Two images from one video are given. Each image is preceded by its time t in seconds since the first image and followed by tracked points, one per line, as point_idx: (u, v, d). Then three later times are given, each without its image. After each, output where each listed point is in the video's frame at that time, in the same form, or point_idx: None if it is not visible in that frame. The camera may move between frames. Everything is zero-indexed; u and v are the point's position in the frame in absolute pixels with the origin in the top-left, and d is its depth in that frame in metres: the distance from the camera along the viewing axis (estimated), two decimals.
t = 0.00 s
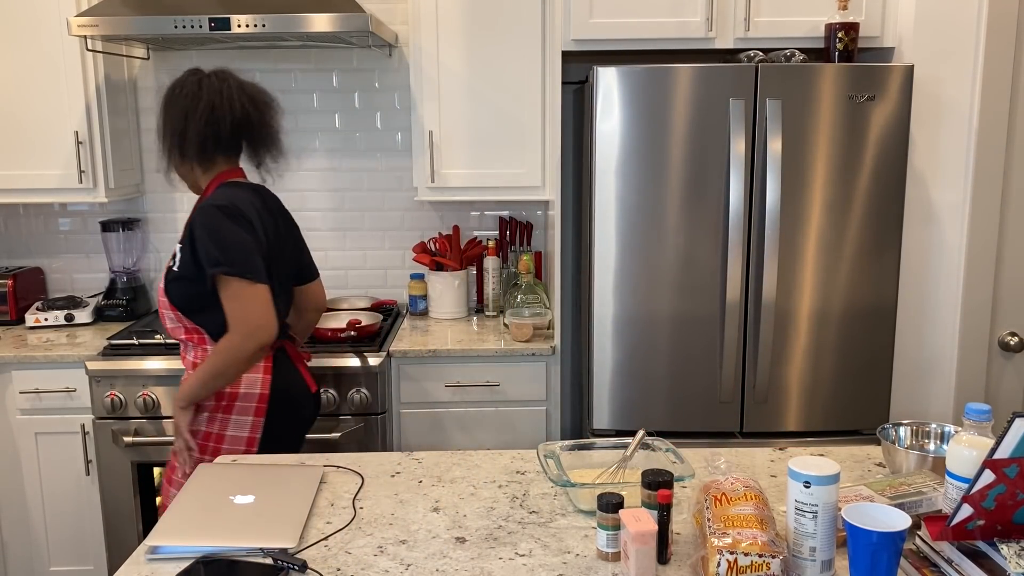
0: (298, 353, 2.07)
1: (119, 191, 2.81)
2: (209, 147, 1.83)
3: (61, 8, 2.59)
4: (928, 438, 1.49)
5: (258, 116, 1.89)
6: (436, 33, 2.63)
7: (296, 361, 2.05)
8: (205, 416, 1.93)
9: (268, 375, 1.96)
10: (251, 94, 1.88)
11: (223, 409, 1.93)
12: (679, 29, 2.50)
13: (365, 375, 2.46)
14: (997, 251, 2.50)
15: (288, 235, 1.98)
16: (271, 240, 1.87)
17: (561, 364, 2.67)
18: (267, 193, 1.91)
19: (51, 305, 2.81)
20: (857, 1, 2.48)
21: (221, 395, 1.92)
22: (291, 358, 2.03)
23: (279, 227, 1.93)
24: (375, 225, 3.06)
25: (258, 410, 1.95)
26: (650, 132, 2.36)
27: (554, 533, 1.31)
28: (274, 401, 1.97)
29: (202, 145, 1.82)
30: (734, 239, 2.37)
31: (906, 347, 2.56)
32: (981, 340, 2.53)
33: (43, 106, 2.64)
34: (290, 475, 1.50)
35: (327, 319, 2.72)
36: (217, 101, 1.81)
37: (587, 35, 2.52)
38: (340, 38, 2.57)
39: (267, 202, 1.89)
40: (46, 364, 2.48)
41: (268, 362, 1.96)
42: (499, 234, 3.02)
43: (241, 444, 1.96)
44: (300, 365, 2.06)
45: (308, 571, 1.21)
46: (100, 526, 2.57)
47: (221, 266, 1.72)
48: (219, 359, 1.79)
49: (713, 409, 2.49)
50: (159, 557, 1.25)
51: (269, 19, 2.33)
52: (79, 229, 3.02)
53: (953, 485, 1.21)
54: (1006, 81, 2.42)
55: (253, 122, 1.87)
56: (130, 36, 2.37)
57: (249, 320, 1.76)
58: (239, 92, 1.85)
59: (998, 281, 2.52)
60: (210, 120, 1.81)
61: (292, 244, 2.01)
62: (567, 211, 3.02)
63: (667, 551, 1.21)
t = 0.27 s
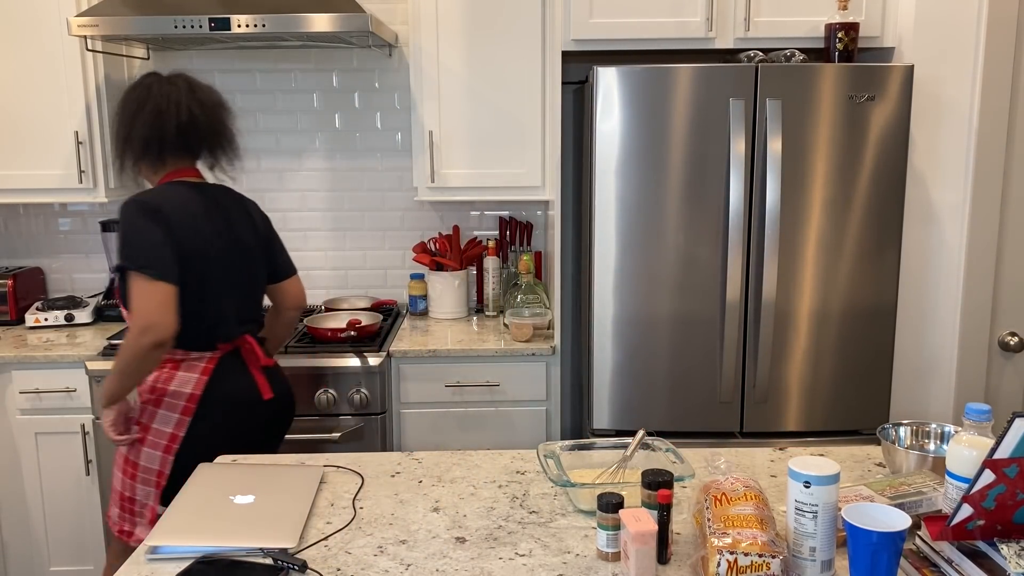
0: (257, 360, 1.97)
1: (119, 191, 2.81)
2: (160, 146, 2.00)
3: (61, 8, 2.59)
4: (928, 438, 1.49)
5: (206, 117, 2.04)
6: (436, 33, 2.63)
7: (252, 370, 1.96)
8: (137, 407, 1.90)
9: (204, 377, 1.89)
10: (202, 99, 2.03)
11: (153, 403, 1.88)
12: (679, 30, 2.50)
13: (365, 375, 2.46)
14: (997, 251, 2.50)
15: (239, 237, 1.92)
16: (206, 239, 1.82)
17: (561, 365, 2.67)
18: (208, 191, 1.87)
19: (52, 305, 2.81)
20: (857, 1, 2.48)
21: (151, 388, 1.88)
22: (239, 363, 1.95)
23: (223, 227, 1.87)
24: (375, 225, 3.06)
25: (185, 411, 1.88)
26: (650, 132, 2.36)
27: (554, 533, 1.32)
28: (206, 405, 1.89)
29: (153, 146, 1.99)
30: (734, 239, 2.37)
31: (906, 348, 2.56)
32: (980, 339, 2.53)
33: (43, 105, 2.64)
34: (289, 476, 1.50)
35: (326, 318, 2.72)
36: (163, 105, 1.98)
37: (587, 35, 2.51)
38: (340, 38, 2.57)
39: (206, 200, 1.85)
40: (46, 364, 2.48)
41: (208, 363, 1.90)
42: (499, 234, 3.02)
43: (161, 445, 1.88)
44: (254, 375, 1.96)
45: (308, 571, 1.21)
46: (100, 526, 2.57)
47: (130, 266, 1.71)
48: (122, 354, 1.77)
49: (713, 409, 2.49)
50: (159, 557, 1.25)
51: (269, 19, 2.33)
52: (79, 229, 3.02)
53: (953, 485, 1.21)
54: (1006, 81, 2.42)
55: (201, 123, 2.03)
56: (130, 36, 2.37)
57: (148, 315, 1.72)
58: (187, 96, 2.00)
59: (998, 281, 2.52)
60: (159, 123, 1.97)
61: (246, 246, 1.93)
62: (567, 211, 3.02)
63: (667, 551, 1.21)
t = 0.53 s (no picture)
0: (171, 360, 1.88)
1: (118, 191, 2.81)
2: (89, 147, 1.79)
3: (61, 8, 2.59)
4: (928, 438, 1.49)
5: (162, 134, 1.85)
6: (436, 33, 2.63)
7: (165, 369, 1.88)
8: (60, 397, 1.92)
9: (110, 371, 1.84)
10: (153, 106, 1.82)
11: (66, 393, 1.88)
12: (679, 29, 2.50)
13: (365, 375, 2.46)
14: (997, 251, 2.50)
15: (157, 242, 1.82)
16: (106, 240, 1.77)
17: (561, 364, 2.67)
18: (126, 190, 1.79)
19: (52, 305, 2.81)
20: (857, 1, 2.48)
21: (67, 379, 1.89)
22: (151, 361, 1.87)
23: (135, 231, 1.79)
24: (375, 225, 3.06)
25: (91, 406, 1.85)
26: (650, 132, 2.36)
27: (554, 533, 1.31)
28: (112, 402, 1.85)
29: (81, 143, 1.79)
30: (734, 239, 2.37)
31: (906, 348, 2.56)
32: (980, 339, 2.53)
33: (43, 106, 2.64)
34: (289, 476, 1.50)
35: (327, 318, 2.72)
36: (97, 102, 1.76)
37: (587, 35, 2.51)
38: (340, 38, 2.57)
39: (120, 201, 1.78)
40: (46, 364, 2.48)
41: (116, 357, 1.85)
42: (499, 234, 3.02)
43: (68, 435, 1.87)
44: (166, 375, 1.88)
45: (308, 571, 1.21)
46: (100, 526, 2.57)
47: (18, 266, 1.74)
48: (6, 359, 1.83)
49: (713, 409, 2.49)
50: (160, 557, 1.25)
51: (269, 19, 2.33)
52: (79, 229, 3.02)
53: (953, 485, 1.21)
54: (1006, 81, 2.42)
55: (154, 138, 1.83)
56: (130, 36, 2.36)
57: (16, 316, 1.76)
58: (125, 96, 1.78)
59: (998, 281, 2.52)
60: (90, 121, 1.76)
61: (165, 252, 1.83)
62: (567, 212, 3.02)
63: (667, 551, 1.21)
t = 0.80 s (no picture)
0: (78, 360, 1.92)
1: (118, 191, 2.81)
2: (36, 140, 1.93)
3: (61, 8, 2.59)
4: (928, 438, 1.49)
5: (105, 130, 1.94)
6: (436, 32, 2.63)
7: (74, 369, 1.93)
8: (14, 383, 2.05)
9: (26, 359, 1.94)
10: (95, 104, 1.92)
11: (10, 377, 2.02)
12: (679, 30, 2.50)
13: (365, 375, 2.46)
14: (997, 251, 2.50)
15: (86, 240, 1.89)
16: (32, 239, 1.88)
17: (561, 364, 2.67)
18: (66, 185, 1.89)
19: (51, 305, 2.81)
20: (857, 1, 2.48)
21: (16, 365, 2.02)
22: (60, 359, 1.93)
23: (60, 227, 1.88)
24: (375, 225, 3.06)
25: (12, 402, 1.94)
26: (650, 132, 2.36)
27: (554, 533, 1.31)
28: (27, 399, 1.93)
29: (30, 136, 1.93)
30: (734, 239, 2.37)
31: (906, 348, 2.56)
32: (980, 339, 2.53)
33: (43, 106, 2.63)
34: (288, 476, 1.50)
35: (327, 318, 2.72)
36: (45, 98, 1.90)
37: (587, 35, 2.51)
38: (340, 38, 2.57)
39: (57, 196, 1.88)
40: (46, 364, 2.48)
41: (36, 347, 1.95)
42: (499, 234, 3.02)
43: None
44: (75, 375, 1.93)
45: (308, 571, 1.21)
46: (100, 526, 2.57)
47: None
48: None
49: (714, 409, 2.49)
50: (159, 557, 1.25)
51: (269, 19, 2.33)
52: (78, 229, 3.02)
53: (953, 485, 1.21)
54: (1007, 81, 2.42)
55: (94, 136, 1.92)
56: (130, 36, 2.36)
57: None
58: (68, 92, 1.90)
59: (998, 281, 2.52)
60: (37, 114, 1.90)
61: (92, 250, 1.90)
62: (567, 212, 3.02)
63: (667, 551, 1.21)
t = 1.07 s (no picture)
0: (38, 361, 1.94)
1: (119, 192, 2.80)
2: (12, 140, 1.94)
3: (61, 8, 2.59)
4: (928, 438, 1.49)
5: (78, 129, 1.95)
6: (436, 33, 2.63)
7: (37, 369, 1.95)
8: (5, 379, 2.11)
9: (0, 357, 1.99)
10: (66, 104, 1.92)
11: None
12: (679, 30, 2.50)
13: (365, 375, 2.46)
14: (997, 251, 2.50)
15: (40, 241, 1.90)
16: None
17: (561, 364, 2.67)
18: (28, 187, 1.91)
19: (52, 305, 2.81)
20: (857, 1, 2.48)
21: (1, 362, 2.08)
22: (25, 360, 1.96)
23: (19, 225, 1.90)
24: (375, 225, 3.06)
25: None
26: (650, 132, 2.36)
27: (554, 533, 1.31)
28: None
29: (6, 137, 1.95)
30: (735, 239, 2.37)
31: (906, 348, 2.56)
32: (981, 339, 2.53)
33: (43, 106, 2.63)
34: (288, 475, 1.50)
35: (327, 318, 2.72)
36: (18, 99, 1.92)
37: (587, 35, 2.51)
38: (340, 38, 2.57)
39: (17, 196, 1.90)
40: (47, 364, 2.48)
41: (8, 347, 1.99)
42: (499, 234, 3.02)
43: None
44: (39, 375, 1.96)
45: (308, 571, 1.21)
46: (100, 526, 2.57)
47: None
48: None
49: (713, 410, 2.49)
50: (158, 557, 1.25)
51: (270, 19, 2.33)
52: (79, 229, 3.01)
53: (953, 485, 1.21)
54: (1007, 81, 2.42)
55: (65, 136, 1.93)
56: (130, 37, 2.36)
57: None
58: (42, 91, 1.92)
59: (998, 281, 2.52)
60: (12, 115, 1.92)
61: (45, 252, 1.90)
62: (567, 212, 3.02)
63: (667, 551, 1.21)
